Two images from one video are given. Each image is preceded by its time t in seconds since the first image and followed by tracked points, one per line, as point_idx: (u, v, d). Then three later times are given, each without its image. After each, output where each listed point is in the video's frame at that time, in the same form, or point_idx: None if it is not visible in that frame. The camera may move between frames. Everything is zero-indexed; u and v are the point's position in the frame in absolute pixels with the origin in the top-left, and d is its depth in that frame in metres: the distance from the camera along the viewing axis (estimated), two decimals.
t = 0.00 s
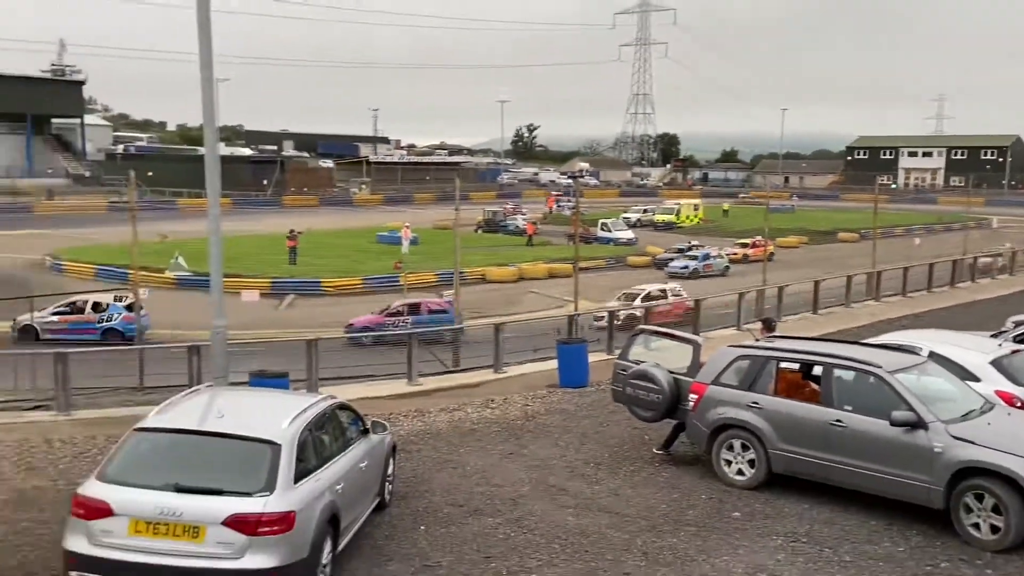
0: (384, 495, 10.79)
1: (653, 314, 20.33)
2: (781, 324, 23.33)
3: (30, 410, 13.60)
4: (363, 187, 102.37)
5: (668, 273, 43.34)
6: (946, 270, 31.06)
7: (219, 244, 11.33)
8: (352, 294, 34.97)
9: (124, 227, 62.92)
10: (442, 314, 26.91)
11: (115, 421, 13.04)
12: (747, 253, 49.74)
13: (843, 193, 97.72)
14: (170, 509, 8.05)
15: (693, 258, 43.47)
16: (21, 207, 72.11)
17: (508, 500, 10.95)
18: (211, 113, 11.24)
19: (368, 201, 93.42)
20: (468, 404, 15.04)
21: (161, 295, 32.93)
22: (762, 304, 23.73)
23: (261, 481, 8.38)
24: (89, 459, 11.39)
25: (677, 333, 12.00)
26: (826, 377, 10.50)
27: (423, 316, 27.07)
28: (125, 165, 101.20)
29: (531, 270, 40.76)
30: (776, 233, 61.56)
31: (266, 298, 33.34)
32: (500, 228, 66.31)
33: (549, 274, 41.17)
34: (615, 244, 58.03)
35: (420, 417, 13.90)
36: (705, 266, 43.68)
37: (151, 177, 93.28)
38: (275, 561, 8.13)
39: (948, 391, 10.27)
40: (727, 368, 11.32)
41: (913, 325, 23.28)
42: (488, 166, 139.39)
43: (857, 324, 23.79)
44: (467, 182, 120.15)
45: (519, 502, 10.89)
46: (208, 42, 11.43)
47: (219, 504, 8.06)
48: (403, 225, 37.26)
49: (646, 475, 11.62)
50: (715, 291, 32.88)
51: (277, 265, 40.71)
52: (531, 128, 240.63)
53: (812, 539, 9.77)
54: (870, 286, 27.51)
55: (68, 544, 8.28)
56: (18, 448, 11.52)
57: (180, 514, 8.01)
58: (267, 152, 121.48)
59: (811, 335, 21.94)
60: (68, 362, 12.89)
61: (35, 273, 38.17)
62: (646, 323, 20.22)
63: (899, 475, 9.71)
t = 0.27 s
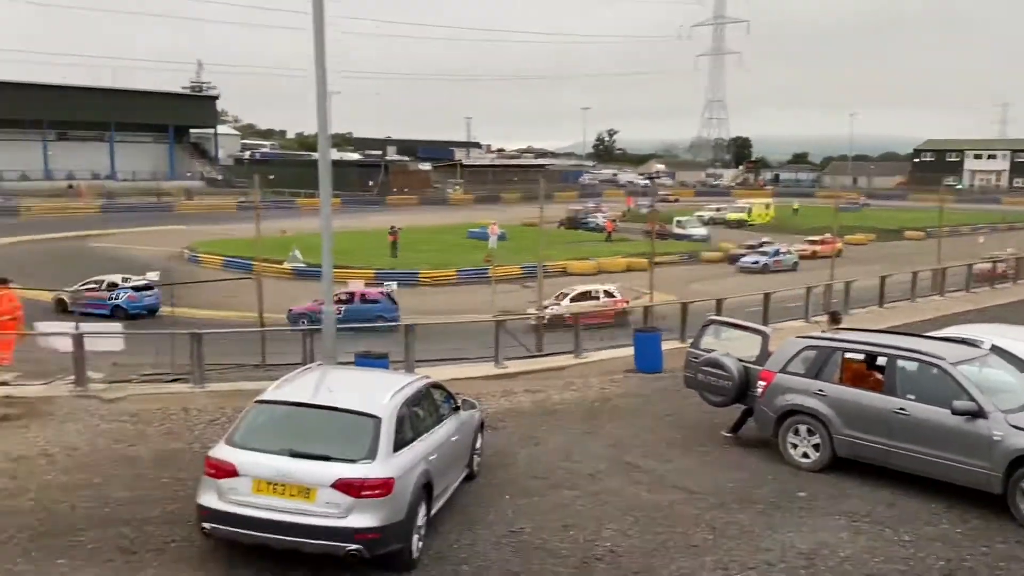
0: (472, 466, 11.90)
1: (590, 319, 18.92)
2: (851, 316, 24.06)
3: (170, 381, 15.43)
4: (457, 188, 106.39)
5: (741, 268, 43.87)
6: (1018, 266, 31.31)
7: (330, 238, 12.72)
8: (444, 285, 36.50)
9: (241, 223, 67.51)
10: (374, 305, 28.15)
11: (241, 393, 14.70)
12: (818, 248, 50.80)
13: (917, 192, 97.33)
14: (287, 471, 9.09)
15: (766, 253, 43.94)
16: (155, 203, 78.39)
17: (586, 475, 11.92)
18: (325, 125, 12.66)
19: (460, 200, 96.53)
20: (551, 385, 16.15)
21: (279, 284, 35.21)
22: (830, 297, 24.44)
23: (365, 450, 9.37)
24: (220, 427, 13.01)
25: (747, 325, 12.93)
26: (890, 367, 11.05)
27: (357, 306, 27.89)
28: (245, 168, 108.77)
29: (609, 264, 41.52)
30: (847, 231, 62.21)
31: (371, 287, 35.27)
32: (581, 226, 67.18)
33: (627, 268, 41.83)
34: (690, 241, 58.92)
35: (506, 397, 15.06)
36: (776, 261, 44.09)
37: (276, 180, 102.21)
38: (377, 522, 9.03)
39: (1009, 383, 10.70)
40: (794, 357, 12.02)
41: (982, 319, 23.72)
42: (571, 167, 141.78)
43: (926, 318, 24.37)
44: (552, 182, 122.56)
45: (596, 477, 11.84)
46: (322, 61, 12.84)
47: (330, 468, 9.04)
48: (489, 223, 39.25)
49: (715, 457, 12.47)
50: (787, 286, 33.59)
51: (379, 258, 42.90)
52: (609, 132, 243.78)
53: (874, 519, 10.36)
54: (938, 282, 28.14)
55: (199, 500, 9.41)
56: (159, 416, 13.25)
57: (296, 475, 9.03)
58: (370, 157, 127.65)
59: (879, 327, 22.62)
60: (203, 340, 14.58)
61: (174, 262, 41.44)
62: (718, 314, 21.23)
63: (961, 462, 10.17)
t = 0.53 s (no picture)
0: (550, 455, 12.35)
1: (502, 322, 18.59)
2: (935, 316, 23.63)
3: (269, 368, 16.42)
4: (538, 187, 107.46)
5: (820, 266, 42.88)
6: None
7: (417, 235, 13.30)
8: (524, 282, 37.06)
9: (332, 221, 70.09)
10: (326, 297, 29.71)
11: (333, 381, 15.55)
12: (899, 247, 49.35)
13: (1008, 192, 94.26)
14: (376, 456, 9.69)
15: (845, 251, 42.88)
16: (254, 202, 82.11)
17: (661, 468, 12.18)
18: (413, 129, 13.27)
19: (540, 200, 97.19)
20: (628, 379, 16.45)
21: (369, 279, 36.44)
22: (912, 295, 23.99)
23: (448, 438, 9.90)
24: (314, 413, 13.83)
25: (825, 322, 12.94)
26: (973, 367, 10.95)
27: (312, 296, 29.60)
28: (337, 170, 112.60)
29: (685, 262, 41.29)
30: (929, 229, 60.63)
31: (454, 282, 36.12)
32: (657, 224, 66.65)
33: (703, 266, 41.50)
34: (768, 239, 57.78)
35: (584, 390, 15.43)
36: (855, 259, 42.96)
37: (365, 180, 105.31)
38: (459, 506, 9.54)
39: None
40: (874, 356, 12.01)
41: None
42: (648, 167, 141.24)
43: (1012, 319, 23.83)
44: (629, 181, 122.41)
45: (671, 471, 12.09)
46: (411, 67, 13.45)
47: (418, 454, 9.60)
48: (566, 223, 39.71)
49: (792, 453, 12.56)
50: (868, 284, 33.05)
51: (462, 255, 43.85)
52: (686, 132, 241.95)
53: (955, 520, 10.30)
54: None
55: (295, 480, 10.12)
56: (258, 402, 14.18)
57: (385, 460, 9.63)
58: (452, 158, 130.19)
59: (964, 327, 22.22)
60: (299, 331, 15.49)
61: (273, 259, 43.38)
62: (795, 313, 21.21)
63: None
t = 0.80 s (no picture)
0: (602, 454, 12.57)
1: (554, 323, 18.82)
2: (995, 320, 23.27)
3: (330, 366, 17.01)
4: (590, 190, 107.72)
5: (875, 268, 42.10)
6: None
7: (472, 238, 13.62)
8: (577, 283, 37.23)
9: (390, 225, 71.40)
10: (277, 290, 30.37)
11: (391, 379, 16.04)
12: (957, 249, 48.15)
13: None
14: (433, 452, 10.06)
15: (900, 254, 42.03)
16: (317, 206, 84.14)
17: (713, 469, 12.29)
18: (468, 135, 13.63)
19: (593, 203, 97.34)
20: (680, 380, 16.56)
21: (425, 280, 37.09)
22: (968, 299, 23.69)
23: (502, 436, 10.21)
24: (374, 409, 14.31)
25: (880, 325, 12.90)
26: None
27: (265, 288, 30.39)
28: (396, 176, 114.53)
29: (737, 263, 40.98)
30: (988, 231, 59.38)
31: (508, 284, 36.53)
32: (709, 226, 66.16)
33: (756, 267, 41.14)
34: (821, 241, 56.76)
35: (636, 390, 15.59)
36: (911, 262, 42.02)
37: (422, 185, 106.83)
38: (513, 502, 9.83)
39: None
40: (930, 358, 11.94)
41: None
42: (701, 170, 140.27)
43: None
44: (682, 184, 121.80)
45: (723, 471, 12.19)
46: (468, 75, 13.82)
47: (471, 452, 9.93)
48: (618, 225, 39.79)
49: (845, 456, 12.55)
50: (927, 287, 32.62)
51: (516, 257, 44.26)
52: (740, 134, 239.51)
53: (1014, 525, 10.19)
54: None
55: (356, 474, 10.55)
56: (320, 398, 14.73)
57: (441, 456, 9.99)
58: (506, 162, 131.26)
59: None
60: (360, 330, 16.02)
61: (335, 261, 44.46)
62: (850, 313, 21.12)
63: None
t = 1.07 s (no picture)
0: (636, 454, 12.74)
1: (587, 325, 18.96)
2: None
3: (369, 366, 17.40)
4: (624, 194, 107.79)
5: (911, 271, 41.42)
6: None
7: (508, 241, 13.88)
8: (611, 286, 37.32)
9: (427, 229, 72.13)
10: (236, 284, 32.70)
11: (428, 379, 16.38)
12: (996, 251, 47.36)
13: None
14: (469, 451, 10.34)
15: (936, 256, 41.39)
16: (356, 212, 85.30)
17: (746, 470, 12.38)
18: (504, 139, 13.85)
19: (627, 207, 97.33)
20: (713, 382, 16.63)
21: (462, 283, 37.47)
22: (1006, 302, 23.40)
23: (537, 436, 10.44)
24: (411, 408, 14.67)
25: (916, 327, 12.87)
26: None
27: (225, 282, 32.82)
28: (433, 181, 115.57)
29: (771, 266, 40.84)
30: None
31: (543, 287, 36.76)
32: (743, 229, 65.77)
33: (790, 270, 40.94)
34: (856, 243, 56.19)
35: (669, 392, 15.71)
36: (947, 264, 41.34)
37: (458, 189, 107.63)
38: (548, 501, 10.06)
39: None
40: (966, 361, 11.90)
41: None
42: (734, 173, 139.57)
43: None
44: (715, 187, 121.33)
45: (757, 472, 12.27)
46: (503, 81, 14.05)
47: (506, 451, 10.18)
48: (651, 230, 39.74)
49: (880, 458, 12.55)
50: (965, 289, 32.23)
51: (551, 260, 44.47)
52: (775, 138, 237.66)
53: None
54: None
55: (395, 472, 10.88)
56: (360, 397, 15.12)
57: (477, 455, 10.27)
58: (541, 168, 131.90)
59: None
60: (398, 331, 16.38)
61: (374, 264, 45.11)
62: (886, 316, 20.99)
63: None
